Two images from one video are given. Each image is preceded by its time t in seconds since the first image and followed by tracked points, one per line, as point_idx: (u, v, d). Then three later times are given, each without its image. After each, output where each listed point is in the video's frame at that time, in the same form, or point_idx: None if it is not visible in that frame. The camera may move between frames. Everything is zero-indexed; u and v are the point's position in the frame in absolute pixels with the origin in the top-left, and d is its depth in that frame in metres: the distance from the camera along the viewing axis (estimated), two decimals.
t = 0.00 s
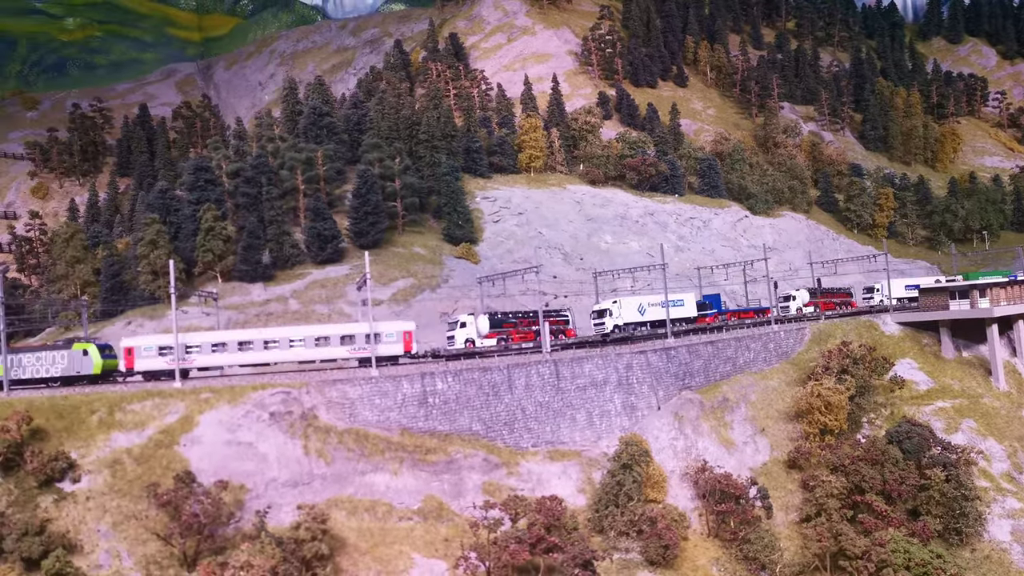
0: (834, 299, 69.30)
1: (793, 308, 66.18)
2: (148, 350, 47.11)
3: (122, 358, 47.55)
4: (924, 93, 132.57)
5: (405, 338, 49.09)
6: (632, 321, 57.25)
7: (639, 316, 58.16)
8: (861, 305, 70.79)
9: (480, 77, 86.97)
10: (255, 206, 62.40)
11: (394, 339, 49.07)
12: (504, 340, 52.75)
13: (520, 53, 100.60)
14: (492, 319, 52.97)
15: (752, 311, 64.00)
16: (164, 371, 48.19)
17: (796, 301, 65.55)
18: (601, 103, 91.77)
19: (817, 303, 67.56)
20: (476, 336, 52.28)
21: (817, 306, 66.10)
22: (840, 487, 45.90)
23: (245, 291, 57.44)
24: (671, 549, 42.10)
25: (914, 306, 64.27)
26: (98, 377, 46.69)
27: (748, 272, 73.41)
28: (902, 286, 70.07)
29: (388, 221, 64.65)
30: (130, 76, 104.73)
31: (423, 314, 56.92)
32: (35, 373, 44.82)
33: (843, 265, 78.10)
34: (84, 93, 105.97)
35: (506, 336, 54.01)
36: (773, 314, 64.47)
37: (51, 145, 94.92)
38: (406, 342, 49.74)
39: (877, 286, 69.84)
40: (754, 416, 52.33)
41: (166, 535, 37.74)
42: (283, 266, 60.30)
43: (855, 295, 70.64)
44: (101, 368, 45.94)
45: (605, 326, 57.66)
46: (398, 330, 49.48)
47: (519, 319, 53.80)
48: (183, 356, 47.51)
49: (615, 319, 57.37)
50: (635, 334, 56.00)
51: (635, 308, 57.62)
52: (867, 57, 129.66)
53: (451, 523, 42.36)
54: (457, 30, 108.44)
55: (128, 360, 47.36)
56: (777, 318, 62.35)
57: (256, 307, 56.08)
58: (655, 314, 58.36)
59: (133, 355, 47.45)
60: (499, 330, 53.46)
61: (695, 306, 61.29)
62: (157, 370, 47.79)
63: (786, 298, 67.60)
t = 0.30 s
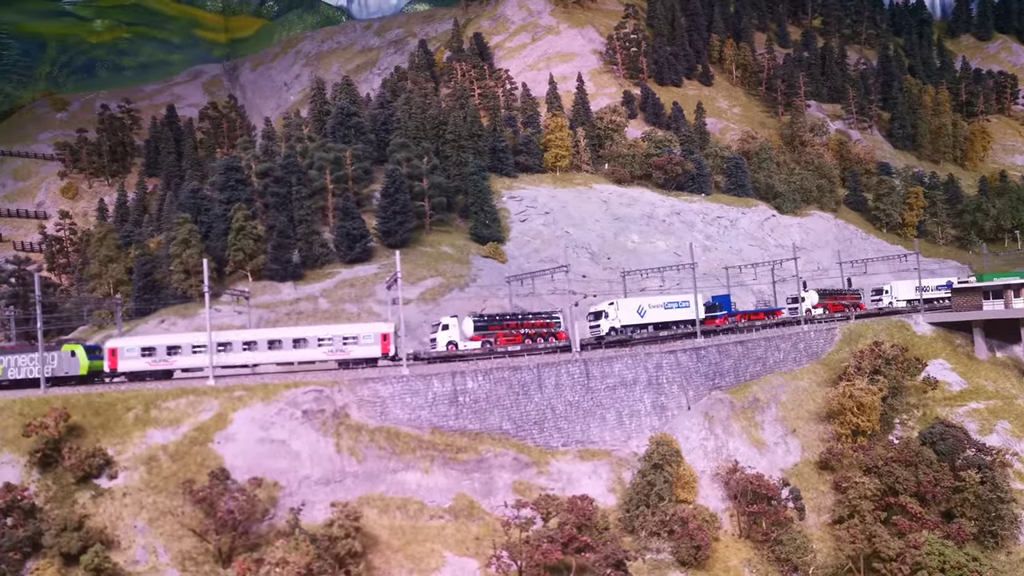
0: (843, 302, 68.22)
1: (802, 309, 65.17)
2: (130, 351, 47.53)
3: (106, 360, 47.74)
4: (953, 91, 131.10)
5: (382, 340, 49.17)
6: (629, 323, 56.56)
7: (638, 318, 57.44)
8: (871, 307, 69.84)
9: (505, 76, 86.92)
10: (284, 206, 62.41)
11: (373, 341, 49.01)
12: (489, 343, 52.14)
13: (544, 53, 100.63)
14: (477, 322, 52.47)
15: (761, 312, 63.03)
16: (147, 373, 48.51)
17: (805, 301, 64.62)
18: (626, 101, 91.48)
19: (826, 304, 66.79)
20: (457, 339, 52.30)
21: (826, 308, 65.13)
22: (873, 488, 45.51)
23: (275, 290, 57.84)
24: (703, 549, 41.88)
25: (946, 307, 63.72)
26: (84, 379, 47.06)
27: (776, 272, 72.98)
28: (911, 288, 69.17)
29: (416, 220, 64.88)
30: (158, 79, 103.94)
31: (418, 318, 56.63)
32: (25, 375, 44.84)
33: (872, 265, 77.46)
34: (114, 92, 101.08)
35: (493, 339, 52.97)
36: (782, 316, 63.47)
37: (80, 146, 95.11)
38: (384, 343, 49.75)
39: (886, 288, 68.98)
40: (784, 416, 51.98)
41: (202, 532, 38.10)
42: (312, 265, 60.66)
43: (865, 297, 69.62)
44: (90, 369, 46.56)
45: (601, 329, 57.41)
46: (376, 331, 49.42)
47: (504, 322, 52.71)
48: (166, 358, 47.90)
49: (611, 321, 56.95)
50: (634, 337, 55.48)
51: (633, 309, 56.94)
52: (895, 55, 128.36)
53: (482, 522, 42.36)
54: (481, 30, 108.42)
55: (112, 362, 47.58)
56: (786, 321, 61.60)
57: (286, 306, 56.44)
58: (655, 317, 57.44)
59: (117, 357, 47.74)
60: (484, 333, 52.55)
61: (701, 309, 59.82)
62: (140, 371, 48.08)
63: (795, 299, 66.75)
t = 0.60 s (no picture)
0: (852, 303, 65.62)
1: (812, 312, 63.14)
2: (114, 353, 46.95)
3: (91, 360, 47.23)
4: (984, 88, 129.28)
5: (357, 342, 48.72)
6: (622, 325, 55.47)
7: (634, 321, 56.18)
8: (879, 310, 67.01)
9: (529, 75, 86.77)
10: (311, 205, 62.84)
11: (347, 343, 48.74)
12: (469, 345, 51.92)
13: (568, 51, 100.37)
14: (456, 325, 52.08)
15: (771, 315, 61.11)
16: (131, 375, 48.05)
17: (814, 304, 62.66)
18: (651, 100, 90.92)
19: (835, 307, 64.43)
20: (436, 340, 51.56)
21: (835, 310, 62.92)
22: (907, 491, 44.89)
23: (303, 289, 58.04)
24: (734, 551, 41.45)
25: (979, 307, 62.88)
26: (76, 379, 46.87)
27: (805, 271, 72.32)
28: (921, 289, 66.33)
29: (442, 220, 64.95)
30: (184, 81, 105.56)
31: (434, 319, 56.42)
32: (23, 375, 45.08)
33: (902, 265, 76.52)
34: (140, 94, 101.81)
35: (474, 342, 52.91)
36: (792, 318, 61.51)
37: (109, 146, 96.04)
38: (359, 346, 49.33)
39: (894, 289, 66.29)
40: (815, 418, 51.36)
41: (233, 530, 38.27)
42: (339, 265, 60.82)
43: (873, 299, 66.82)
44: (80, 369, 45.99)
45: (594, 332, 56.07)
46: (351, 334, 49.10)
47: (486, 325, 52.53)
48: (149, 359, 47.43)
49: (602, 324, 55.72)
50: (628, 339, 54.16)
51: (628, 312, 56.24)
52: (925, 52, 126.71)
53: (510, 522, 42.17)
54: (505, 29, 108.26)
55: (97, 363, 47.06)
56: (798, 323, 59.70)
57: (314, 305, 56.60)
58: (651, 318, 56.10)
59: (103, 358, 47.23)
60: (466, 335, 52.49)
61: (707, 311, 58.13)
62: (124, 373, 47.63)
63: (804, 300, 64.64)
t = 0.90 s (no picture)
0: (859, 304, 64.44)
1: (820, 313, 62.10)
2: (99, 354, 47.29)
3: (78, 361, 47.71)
4: (1012, 86, 127.59)
5: (327, 342, 48.41)
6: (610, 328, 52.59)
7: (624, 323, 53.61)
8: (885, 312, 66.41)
9: (551, 74, 86.56)
10: (335, 204, 63.32)
11: (319, 344, 48.37)
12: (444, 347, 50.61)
13: (590, 50, 100.11)
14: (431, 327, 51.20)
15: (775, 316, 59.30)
16: (115, 376, 48.42)
17: (822, 304, 61.70)
18: (673, 99, 90.35)
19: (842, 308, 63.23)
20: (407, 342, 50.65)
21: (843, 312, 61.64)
22: (937, 493, 44.30)
23: (327, 288, 58.19)
24: (760, 552, 41.11)
25: (1009, 307, 62.03)
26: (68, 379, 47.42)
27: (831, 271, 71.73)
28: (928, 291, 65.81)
29: (465, 219, 64.95)
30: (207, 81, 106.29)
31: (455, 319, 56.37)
32: (19, 375, 46.20)
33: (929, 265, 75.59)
34: (165, 94, 102.63)
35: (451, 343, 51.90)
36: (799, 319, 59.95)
37: (133, 146, 96.47)
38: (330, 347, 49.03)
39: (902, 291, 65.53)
40: (843, 418, 50.77)
41: (259, 527, 38.42)
42: (363, 263, 60.98)
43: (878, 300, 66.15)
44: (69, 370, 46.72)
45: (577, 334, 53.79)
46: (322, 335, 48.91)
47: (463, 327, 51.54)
48: (131, 360, 47.78)
49: (587, 326, 52.73)
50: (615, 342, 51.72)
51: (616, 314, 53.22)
52: (951, 50, 125.22)
53: (535, 521, 42.00)
54: (527, 29, 108.22)
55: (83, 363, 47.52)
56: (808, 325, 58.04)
57: (338, 304, 56.70)
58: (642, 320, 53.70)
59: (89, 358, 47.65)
60: (440, 338, 51.55)
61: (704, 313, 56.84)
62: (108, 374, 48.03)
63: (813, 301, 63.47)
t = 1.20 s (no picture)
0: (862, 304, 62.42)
1: (825, 313, 60.32)
2: (87, 354, 48.52)
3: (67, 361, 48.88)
4: None
5: (298, 344, 48.34)
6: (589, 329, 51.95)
7: (605, 324, 52.66)
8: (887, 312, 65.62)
9: (571, 73, 86.32)
10: (357, 204, 63.91)
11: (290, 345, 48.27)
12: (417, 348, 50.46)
13: (611, 49, 99.89)
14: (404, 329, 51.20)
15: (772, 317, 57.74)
16: (102, 376, 49.30)
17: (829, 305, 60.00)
18: (694, 97, 89.79)
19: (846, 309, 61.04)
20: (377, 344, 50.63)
21: (848, 313, 60.35)
22: (963, 494, 43.76)
23: (349, 287, 58.43)
24: (785, 553, 40.98)
25: None
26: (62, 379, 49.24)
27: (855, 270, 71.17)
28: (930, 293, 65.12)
29: (486, 218, 65.03)
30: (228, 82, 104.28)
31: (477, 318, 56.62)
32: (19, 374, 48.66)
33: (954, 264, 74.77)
34: (186, 95, 101.52)
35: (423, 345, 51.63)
36: (803, 322, 58.35)
37: (155, 146, 97.18)
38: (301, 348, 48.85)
39: (904, 292, 64.62)
40: (867, 419, 50.31)
41: (283, 525, 38.65)
42: (384, 263, 61.24)
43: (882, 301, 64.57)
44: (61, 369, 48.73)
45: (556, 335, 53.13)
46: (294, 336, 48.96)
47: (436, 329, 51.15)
48: (116, 361, 48.58)
49: (567, 328, 52.35)
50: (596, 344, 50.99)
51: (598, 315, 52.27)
52: (976, 47, 123.67)
53: (557, 521, 41.93)
54: (548, 27, 108.13)
55: (72, 363, 48.70)
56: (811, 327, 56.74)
57: (359, 303, 56.94)
58: (624, 321, 52.70)
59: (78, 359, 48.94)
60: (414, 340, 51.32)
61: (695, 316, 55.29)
62: (95, 374, 48.96)
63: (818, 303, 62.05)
